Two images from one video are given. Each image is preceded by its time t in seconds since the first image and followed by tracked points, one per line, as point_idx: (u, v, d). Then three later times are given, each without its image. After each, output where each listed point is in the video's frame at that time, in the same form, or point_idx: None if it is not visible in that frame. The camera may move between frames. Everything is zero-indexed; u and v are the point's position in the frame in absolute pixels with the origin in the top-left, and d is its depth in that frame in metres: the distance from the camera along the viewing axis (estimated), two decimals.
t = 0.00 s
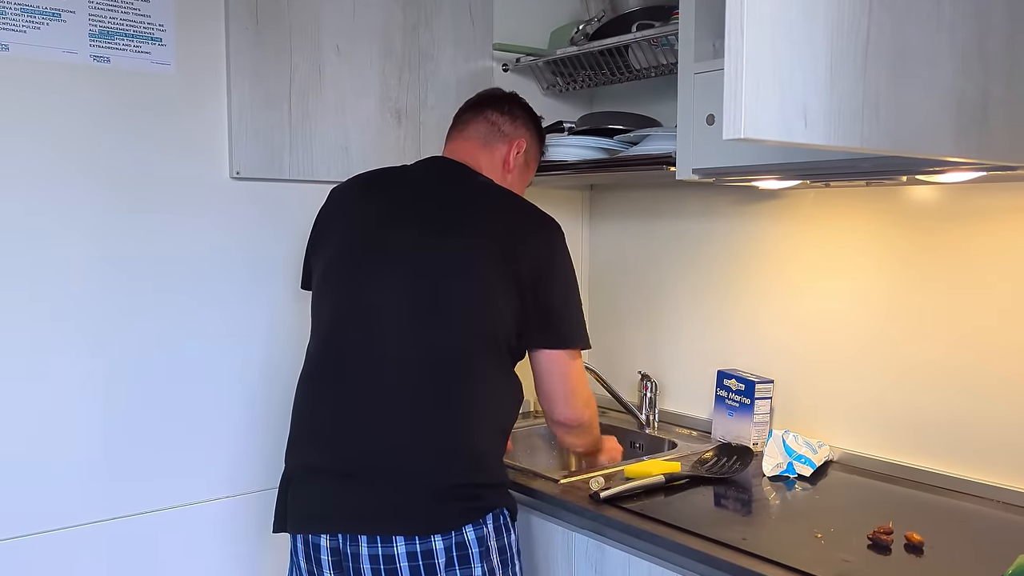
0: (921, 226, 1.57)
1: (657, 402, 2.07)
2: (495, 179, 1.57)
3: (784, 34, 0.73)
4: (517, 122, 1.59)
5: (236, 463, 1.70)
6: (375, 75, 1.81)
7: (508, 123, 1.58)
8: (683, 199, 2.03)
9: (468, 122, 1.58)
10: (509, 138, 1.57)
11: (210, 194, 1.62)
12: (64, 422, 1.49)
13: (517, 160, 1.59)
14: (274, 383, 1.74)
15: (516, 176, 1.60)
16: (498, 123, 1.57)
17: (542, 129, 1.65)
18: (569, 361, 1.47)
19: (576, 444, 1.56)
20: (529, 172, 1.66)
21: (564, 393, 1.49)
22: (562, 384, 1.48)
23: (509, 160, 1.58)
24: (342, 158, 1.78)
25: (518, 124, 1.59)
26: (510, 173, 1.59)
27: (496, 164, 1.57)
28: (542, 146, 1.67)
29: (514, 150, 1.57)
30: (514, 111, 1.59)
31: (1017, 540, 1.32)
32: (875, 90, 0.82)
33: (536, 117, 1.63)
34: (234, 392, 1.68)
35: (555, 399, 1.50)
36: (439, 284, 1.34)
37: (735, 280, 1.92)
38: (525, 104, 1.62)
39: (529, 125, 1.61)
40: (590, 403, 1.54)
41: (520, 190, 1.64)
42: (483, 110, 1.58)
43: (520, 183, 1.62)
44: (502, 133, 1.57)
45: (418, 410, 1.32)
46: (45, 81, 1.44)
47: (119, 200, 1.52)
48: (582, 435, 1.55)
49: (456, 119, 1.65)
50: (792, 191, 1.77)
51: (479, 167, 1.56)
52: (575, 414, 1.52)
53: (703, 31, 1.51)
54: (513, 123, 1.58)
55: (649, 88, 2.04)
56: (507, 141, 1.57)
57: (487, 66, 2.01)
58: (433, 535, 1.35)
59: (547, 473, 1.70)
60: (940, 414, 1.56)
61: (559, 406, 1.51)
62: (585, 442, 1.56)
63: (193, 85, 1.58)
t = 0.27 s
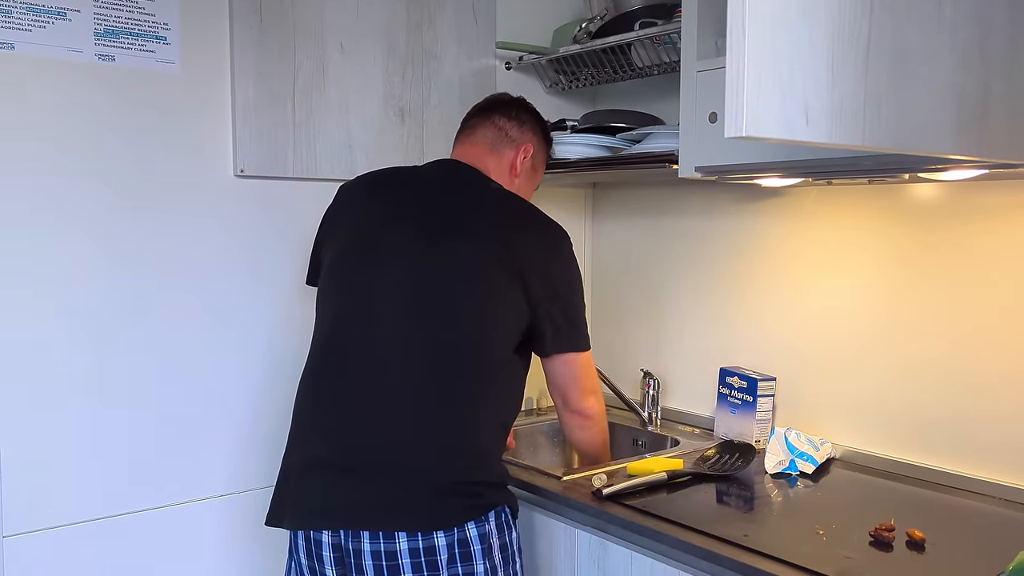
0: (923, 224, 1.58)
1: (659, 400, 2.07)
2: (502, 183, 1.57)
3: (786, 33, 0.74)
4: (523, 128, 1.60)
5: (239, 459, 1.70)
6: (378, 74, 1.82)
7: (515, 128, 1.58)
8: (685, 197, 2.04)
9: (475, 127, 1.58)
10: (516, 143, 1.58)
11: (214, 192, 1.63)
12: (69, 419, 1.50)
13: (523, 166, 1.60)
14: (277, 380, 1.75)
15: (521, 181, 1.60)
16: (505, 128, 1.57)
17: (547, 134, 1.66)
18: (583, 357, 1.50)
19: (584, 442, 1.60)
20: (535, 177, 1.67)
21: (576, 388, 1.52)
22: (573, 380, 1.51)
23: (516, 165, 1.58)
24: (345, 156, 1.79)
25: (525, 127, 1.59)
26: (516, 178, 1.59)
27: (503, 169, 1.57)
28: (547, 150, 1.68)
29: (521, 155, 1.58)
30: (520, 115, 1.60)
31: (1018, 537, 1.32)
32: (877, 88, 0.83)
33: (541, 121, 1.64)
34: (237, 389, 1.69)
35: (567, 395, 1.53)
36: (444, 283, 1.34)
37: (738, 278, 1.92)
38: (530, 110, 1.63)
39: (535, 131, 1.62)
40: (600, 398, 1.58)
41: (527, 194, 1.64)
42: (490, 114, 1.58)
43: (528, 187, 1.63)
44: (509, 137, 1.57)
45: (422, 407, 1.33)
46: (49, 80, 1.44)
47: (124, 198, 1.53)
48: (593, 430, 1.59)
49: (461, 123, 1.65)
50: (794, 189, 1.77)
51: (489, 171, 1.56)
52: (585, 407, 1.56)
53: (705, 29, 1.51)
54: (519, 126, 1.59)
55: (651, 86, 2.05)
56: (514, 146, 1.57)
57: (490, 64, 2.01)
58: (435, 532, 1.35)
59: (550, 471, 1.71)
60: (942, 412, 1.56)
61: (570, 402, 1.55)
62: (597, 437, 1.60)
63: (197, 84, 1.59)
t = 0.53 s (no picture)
0: (927, 222, 1.57)
1: (662, 399, 2.07)
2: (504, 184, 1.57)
3: (791, 33, 0.74)
4: (525, 129, 1.60)
5: (243, 458, 1.71)
6: (381, 73, 1.82)
7: (517, 129, 1.58)
8: (688, 196, 2.04)
9: (478, 127, 1.58)
10: (519, 143, 1.58)
11: (218, 191, 1.63)
12: (74, 418, 1.50)
13: (526, 166, 1.60)
14: (281, 379, 1.75)
15: (523, 182, 1.60)
16: (508, 129, 1.57)
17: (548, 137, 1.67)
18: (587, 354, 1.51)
19: (586, 440, 1.60)
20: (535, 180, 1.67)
21: (579, 387, 1.53)
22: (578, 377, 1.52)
23: (518, 166, 1.58)
24: (348, 156, 1.79)
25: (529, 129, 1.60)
26: (518, 179, 1.59)
27: (506, 169, 1.57)
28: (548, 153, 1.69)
29: (523, 155, 1.58)
30: (525, 117, 1.60)
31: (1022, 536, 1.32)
32: (882, 87, 0.83)
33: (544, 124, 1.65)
34: (241, 388, 1.69)
35: (569, 393, 1.54)
36: (449, 279, 1.34)
37: (741, 277, 1.92)
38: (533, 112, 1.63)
39: (537, 132, 1.62)
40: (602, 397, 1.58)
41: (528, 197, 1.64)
42: (493, 115, 1.58)
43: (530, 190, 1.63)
44: (511, 138, 1.57)
45: (428, 404, 1.33)
46: (54, 79, 1.45)
47: (128, 197, 1.53)
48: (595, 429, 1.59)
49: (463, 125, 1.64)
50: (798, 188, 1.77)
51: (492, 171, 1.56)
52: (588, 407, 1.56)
53: (708, 28, 1.51)
54: (524, 127, 1.59)
55: (654, 85, 2.05)
56: (516, 147, 1.57)
57: (493, 64, 2.01)
58: (444, 529, 1.35)
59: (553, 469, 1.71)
60: (945, 411, 1.56)
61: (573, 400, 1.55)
62: (598, 436, 1.60)
63: (202, 83, 1.59)
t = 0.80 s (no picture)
0: (930, 219, 1.57)
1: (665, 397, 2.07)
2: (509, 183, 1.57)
3: (796, 29, 0.74)
4: (529, 127, 1.60)
5: (246, 456, 1.71)
6: (384, 71, 1.82)
7: (522, 127, 1.58)
8: (691, 193, 2.03)
9: (482, 126, 1.58)
10: (524, 142, 1.58)
11: (220, 189, 1.63)
12: (77, 415, 1.50)
13: (530, 165, 1.60)
14: (285, 377, 1.75)
15: (528, 180, 1.60)
16: (512, 128, 1.57)
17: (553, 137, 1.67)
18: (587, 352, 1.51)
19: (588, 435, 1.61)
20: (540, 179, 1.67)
21: (583, 385, 1.53)
22: (578, 376, 1.52)
23: (523, 165, 1.58)
24: (351, 154, 1.79)
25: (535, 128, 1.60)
26: (523, 178, 1.59)
27: (511, 168, 1.57)
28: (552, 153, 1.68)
29: (528, 154, 1.58)
30: (531, 115, 1.60)
31: None
32: (887, 82, 0.83)
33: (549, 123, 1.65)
34: (244, 386, 1.69)
35: (573, 391, 1.54)
36: (452, 277, 1.34)
37: (744, 275, 1.92)
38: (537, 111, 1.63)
39: (542, 131, 1.62)
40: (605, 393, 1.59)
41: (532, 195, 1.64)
42: (497, 114, 1.58)
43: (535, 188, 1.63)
44: (516, 137, 1.57)
45: (430, 400, 1.33)
46: (57, 76, 1.45)
47: (130, 195, 1.53)
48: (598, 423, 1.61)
49: (468, 123, 1.64)
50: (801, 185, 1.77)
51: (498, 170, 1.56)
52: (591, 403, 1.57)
53: (711, 25, 1.51)
54: (530, 126, 1.59)
55: (657, 82, 2.04)
56: (521, 146, 1.57)
57: (496, 61, 2.01)
58: (444, 526, 1.35)
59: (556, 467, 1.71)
60: (949, 409, 1.56)
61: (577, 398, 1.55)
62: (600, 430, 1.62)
63: (205, 80, 1.59)
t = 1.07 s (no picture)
0: (932, 218, 1.57)
1: (666, 396, 2.06)
2: (497, 153, 1.56)
3: (798, 23, 0.73)
4: (512, 92, 1.57)
5: (246, 455, 1.70)
6: (384, 69, 1.81)
7: (502, 94, 1.56)
8: (692, 192, 2.03)
9: (465, 101, 1.59)
10: (505, 109, 1.55)
11: (219, 187, 1.62)
12: (74, 415, 1.50)
13: (517, 131, 1.57)
14: (284, 376, 1.75)
15: (519, 148, 1.58)
16: (491, 97, 1.56)
17: (547, 106, 1.63)
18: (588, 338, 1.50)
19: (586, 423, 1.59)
20: (536, 150, 1.63)
21: (579, 371, 1.51)
22: (579, 362, 1.50)
23: (508, 133, 1.56)
24: (350, 152, 1.79)
25: (521, 95, 1.58)
26: (512, 145, 1.56)
27: (495, 138, 1.56)
28: (549, 123, 1.64)
29: (510, 121, 1.55)
30: (516, 83, 1.58)
31: None
32: (889, 78, 0.82)
33: (540, 91, 1.61)
34: (244, 385, 1.69)
35: (570, 377, 1.52)
36: (439, 271, 1.34)
37: (745, 273, 1.91)
38: (521, 73, 1.60)
39: (527, 92, 1.58)
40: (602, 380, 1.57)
41: (525, 167, 1.61)
42: (476, 87, 1.58)
43: (527, 159, 1.59)
44: (496, 105, 1.56)
45: (417, 396, 1.32)
46: (55, 74, 1.44)
47: (129, 194, 1.52)
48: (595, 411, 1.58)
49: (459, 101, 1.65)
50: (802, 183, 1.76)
51: (479, 142, 1.55)
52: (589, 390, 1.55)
53: (712, 23, 1.50)
54: (514, 93, 1.57)
55: (658, 81, 2.04)
56: (502, 113, 1.55)
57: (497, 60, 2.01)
58: (429, 522, 1.34)
59: (557, 466, 1.70)
60: (950, 408, 1.55)
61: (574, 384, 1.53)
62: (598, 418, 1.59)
63: (204, 78, 1.59)
